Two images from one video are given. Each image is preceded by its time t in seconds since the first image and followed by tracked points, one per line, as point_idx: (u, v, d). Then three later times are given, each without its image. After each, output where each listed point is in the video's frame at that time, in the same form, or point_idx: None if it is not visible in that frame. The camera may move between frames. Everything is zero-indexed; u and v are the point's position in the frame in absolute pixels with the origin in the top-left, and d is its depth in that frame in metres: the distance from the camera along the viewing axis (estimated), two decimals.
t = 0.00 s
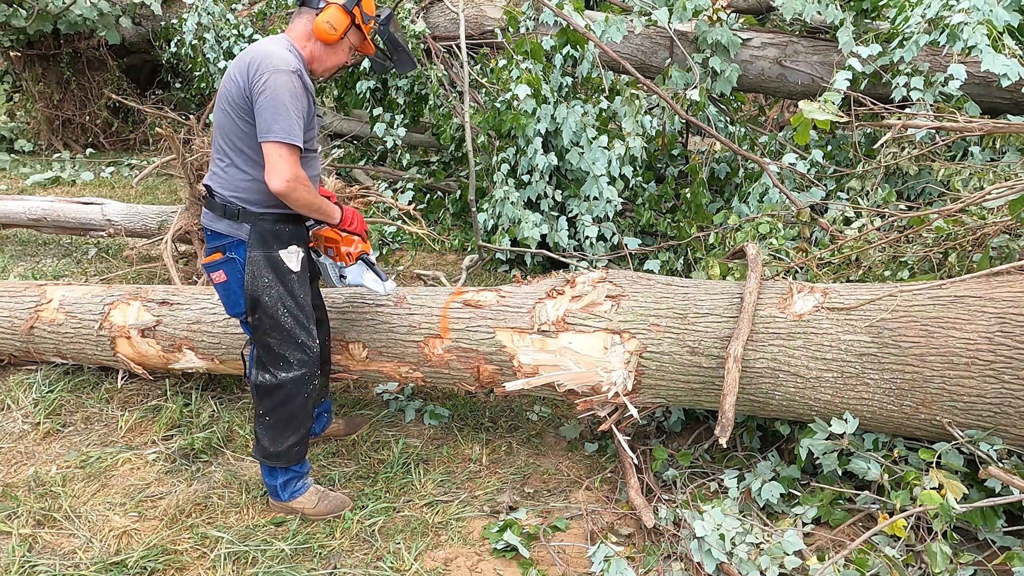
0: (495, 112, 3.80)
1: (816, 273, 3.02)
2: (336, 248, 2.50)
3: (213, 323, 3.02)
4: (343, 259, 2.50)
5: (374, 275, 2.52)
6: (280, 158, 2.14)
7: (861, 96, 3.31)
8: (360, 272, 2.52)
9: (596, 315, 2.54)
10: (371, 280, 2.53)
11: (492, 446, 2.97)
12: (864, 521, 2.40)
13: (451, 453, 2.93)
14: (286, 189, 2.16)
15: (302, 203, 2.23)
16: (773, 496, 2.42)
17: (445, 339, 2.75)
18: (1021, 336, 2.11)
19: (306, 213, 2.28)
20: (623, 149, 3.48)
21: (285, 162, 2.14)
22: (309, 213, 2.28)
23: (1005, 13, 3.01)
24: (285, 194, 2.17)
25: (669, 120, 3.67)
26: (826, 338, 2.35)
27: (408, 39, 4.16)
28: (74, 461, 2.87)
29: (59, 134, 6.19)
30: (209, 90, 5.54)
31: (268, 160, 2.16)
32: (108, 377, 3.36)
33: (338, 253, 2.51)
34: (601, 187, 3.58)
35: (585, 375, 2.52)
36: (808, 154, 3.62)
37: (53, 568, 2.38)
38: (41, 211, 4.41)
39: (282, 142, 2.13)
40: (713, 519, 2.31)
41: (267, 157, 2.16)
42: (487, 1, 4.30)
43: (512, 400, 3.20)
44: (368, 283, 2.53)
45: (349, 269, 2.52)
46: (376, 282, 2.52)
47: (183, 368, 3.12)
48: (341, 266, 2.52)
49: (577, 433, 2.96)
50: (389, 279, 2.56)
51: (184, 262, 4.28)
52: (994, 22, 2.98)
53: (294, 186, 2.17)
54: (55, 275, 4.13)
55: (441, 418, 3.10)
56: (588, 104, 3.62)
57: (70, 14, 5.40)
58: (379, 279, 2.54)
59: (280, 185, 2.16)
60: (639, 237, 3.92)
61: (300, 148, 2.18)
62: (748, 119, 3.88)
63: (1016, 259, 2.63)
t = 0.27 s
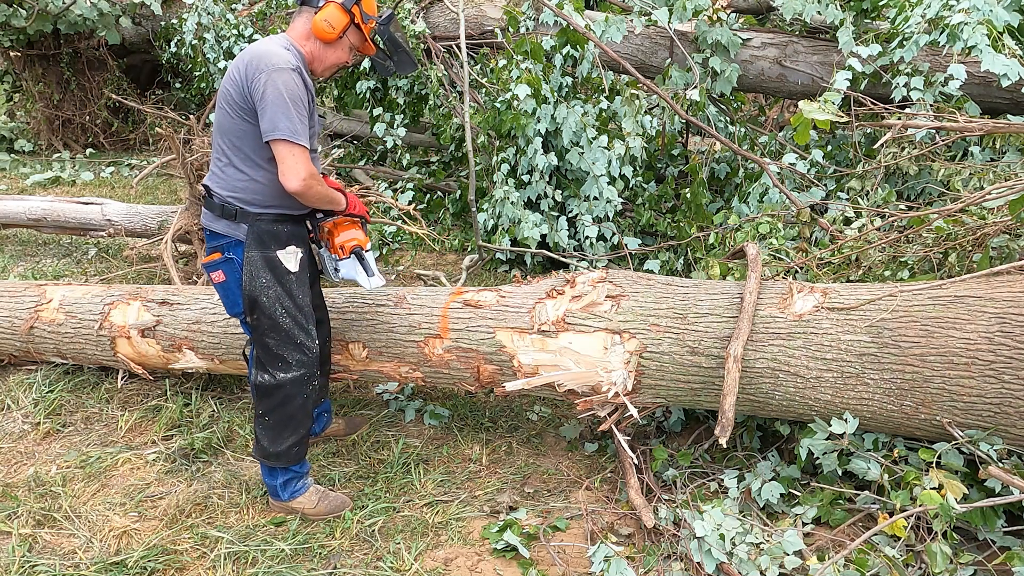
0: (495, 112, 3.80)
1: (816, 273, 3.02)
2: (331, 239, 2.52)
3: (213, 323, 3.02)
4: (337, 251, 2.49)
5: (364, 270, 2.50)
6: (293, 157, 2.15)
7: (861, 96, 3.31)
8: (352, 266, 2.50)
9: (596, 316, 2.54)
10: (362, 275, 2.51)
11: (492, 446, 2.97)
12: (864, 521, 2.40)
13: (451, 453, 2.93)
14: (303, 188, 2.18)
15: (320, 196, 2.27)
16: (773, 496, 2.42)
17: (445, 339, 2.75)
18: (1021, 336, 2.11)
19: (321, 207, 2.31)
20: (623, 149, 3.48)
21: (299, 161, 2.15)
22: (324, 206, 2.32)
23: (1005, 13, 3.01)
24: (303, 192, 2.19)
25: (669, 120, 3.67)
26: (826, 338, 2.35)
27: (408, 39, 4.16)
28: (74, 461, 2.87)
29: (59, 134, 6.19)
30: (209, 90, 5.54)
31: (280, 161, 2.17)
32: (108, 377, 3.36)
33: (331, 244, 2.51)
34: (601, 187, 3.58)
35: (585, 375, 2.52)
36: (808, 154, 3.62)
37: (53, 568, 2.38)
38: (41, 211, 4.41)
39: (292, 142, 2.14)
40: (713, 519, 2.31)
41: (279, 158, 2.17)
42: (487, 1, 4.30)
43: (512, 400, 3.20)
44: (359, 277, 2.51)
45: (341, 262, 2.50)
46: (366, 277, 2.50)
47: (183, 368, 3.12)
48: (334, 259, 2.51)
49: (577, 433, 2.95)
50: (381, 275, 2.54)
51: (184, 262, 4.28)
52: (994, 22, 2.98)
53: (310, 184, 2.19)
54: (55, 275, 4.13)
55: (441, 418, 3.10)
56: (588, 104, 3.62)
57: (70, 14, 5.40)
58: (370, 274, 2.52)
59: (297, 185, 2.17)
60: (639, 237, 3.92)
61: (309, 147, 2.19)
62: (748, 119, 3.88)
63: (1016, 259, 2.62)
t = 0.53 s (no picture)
0: (495, 112, 3.80)
1: (816, 273, 3.02)
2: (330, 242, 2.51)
3: (213, 323, 3.02)
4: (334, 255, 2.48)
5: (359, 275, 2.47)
6: (292, 159, 2.15)
7: (861, 96, 3.31)
8: (348, 271, 2.48)
9: (596, 316, 2.54)
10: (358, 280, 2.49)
11: (492, 446, 2.97)
12: (864, 520, 2.40)
13: (451, 453, 2.93)
14: (303, 190, 2.17)
15: (319, 200, 2.25)
16: (773, 496, 2.42)
17: (445, 339, 2.75)
18: (1021, 336, 2.11)
19: (322, 211, 2.30)
20: (623, 149, 3.48)
21: (298, 163, 2.15)
22: (323, 212, 2.31)
23: (1005, 13, 3.01)
24: (302, 195, 2.18)
25: (669, 120, 3.67)
26: (826, 338, 2.35)
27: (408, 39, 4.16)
28: (74, 461, 2.87)
29: (59, 134, 6.19)
30: (209, 90, 5.54)
31: (280, 163, 2.16)
32: (108, 377, 3.36)
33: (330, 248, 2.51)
34: (601, 187, 3.58)
35: (585, 375, 2.52)
36: (808, 154, 3.62)
37: (53, 568, 2.38)
38: (41, 211, 4.41)
39: (291, 144, 2.13)
40: (713, 519, 2.31)
41: (278, 161, 2.16)
42: (488, 1, 4.30)
43: (512, 400, 3.20)
44: (354, 282, 2.50)
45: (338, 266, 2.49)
46: (360, 283, 2.48)
47: (183, 368, 3.12)
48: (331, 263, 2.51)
49: (577, 433, 2.96)
50: (375, 281, 2.50)
51: (184, 262, 4.28)
52: (994, 22, 2.98)
53: (309, 187, 2.18)
54: (55, 275, 4.13)
55: (441, 418, 3.10)
56: (588, 104, 3.62)
57: (70, 14, 5.40)
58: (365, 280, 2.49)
59: (296, 188, 2.16)
60: (639, 237, 3.92)
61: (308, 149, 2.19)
62: (748, 119, 3.88)
63: (1016, 259, 2.62)
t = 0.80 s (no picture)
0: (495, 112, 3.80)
1: (816, 273, 3.02)
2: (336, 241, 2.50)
3: (213, 323, 3.02)
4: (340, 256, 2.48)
5: (364, 280, 2.57)
6: (281, 164, 2.14)
7: (861, 96, 3.31)
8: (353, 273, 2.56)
9: (595, 315, 2.54)
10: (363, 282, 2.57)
11: (492, 446, 2.97)
12: (864, 521, 2.40)
13: (451, 453, 2.93)
14: (290, 196, 2.16)
15: (313, 205, 2.22)
16: (773, 496, 2.42)
17: (445, 339, 2.75)
18: (1021, 336, 2.11)
19: (315, 219, 2.28)
20: (623, 149, 3.48)
21: (287, 168, 2.14)
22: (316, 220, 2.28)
23: (1005, 13, 3.01)
24: (290, 201, 2.17)
25: (669, 120, 3.67)
26: (826, 338, 2.35)
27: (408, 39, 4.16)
28: (74, 461, 2.87)
29: (59, 134, 6.19)
30: (209, 90, 5.54)
31: (269, 168, 2.16)
32: (108, 377, 3.36)
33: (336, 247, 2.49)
34: (601, 187, 3.58)
35: (585, 375, 2.52)
36: (808, 154, 3.62)
37: (53, 568, 2.38)
38: (41, 211, 4.41)
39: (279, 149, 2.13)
40: (713, 519, 2.31)
41: (268, 165, 2.16)
42: (487, 1, 4.30)
43: (512, 400, 3.20)
44: (359, 284, 2.59)
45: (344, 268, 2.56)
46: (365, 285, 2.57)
47: (183, 368, 3.12)
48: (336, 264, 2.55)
49: (577, 433, 2.95)
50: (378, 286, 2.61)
51: (184, 262, 4.28)
52: (994, 22, 2.98)
53: (297, 193, 2.16)
54: (54, 275, 4.13)
55: (441, 418, 3.10)
56: (588, 104, 3.62)
57: (70, 14, 5.40)
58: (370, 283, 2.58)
59: (284, 193, 2.15)
60: (639, 237, 3.92)
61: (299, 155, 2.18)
62: (748, 119, 3.88)
63: (1016, 260, 2.62)
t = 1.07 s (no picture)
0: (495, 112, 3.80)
1: (816, 273, 3.02)
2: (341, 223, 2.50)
3: (213, 323, 3.02)
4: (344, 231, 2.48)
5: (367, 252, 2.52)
6: (294, 164, 2.14)
7: (861, 96, 3.31)
8: (359, 246, 2.50)
9: (595, 315, 2.54)
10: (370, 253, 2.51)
11: (493, 446, 2.97)
12: (864, 521, 2.40)
13: (451, 453, 2.93)
14: (306, 194, 2.16)
15: (328, 203, 2.23)
16: (773, 496, 2.42)
17: (445, 339, 2.75)
18: (1021, 336, 2.11)
19: (333, 215, 2.29)
20: (623, 149, 3.48)
21: (300, 168, 2.14)
22: (334, 215, 2.29)
23: (1005, 13, 3.01)
24: (308, 199, 2.17)
25: (669, 120, 3.67)
26: (827, 338, 2.34)
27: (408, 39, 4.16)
28: (74, 461, 2.87)
29: (59, 134, 6.19)
30: (209, 90, 5.54)
31: (281, 170, 2.16)
32: (108, 377, 3.36)
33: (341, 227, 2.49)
34: (601, 187, 3.58)
35: (585, 375, 2.52)
36: (808, 154, 3.62)
37: (53, 568, 2.38)
38: (41, 211, 4.41)
39: (289, 150, 2.13)
40: (713, 519, 2.31)
41: (279, 168, 2.16)
42: (487, 1, 4.29)
43: (512, 400, 3.20)
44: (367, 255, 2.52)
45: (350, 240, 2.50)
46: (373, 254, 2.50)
47: (183, 368, 3.12)
48: (341, 237, 2.50)
49: (577, 433, 2.96)
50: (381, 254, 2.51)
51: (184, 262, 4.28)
52: (994, 22, 2.98)
53: (314, 190, 2.17)
54: (54, 275, 4.13)
55: (441, 418, 3.10)
56: (587, 104, 3.62)
57: (70, 14, 5.40)
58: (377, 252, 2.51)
59: (301, 192, 2.15)
60: (639, 237, 3.92)
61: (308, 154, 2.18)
62: (748, 119, 3.88)
63: (1016, 260, 2.62)
